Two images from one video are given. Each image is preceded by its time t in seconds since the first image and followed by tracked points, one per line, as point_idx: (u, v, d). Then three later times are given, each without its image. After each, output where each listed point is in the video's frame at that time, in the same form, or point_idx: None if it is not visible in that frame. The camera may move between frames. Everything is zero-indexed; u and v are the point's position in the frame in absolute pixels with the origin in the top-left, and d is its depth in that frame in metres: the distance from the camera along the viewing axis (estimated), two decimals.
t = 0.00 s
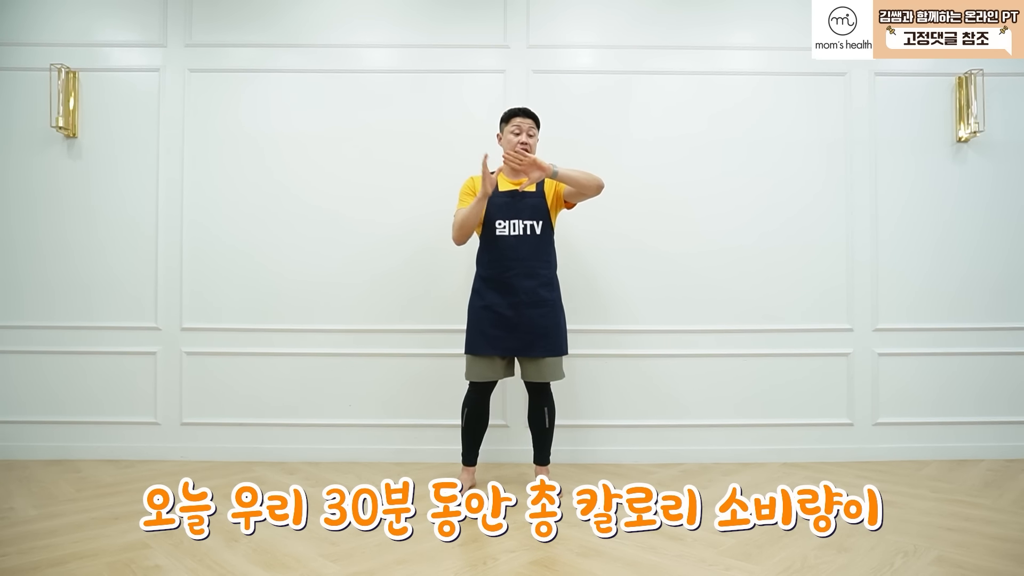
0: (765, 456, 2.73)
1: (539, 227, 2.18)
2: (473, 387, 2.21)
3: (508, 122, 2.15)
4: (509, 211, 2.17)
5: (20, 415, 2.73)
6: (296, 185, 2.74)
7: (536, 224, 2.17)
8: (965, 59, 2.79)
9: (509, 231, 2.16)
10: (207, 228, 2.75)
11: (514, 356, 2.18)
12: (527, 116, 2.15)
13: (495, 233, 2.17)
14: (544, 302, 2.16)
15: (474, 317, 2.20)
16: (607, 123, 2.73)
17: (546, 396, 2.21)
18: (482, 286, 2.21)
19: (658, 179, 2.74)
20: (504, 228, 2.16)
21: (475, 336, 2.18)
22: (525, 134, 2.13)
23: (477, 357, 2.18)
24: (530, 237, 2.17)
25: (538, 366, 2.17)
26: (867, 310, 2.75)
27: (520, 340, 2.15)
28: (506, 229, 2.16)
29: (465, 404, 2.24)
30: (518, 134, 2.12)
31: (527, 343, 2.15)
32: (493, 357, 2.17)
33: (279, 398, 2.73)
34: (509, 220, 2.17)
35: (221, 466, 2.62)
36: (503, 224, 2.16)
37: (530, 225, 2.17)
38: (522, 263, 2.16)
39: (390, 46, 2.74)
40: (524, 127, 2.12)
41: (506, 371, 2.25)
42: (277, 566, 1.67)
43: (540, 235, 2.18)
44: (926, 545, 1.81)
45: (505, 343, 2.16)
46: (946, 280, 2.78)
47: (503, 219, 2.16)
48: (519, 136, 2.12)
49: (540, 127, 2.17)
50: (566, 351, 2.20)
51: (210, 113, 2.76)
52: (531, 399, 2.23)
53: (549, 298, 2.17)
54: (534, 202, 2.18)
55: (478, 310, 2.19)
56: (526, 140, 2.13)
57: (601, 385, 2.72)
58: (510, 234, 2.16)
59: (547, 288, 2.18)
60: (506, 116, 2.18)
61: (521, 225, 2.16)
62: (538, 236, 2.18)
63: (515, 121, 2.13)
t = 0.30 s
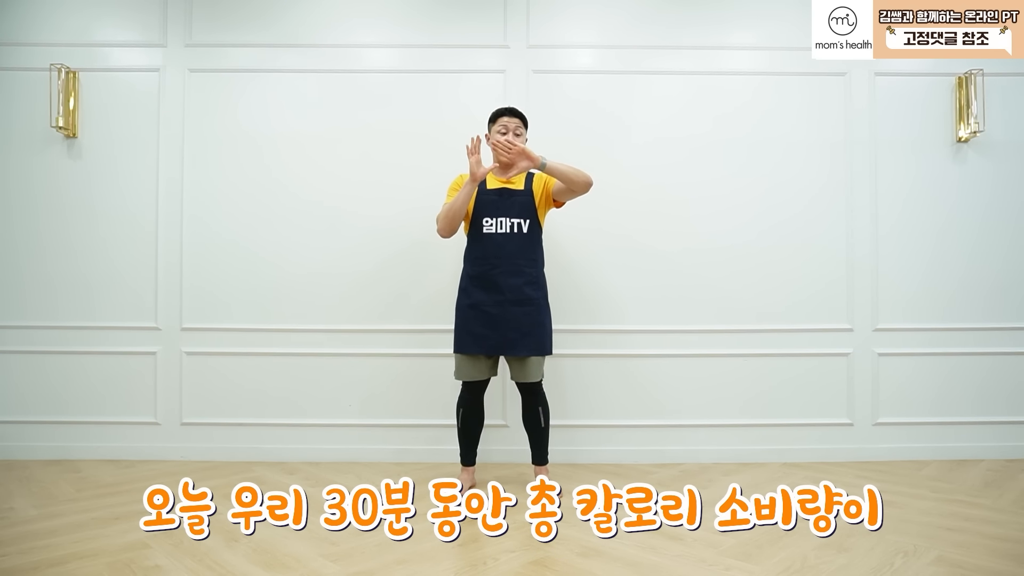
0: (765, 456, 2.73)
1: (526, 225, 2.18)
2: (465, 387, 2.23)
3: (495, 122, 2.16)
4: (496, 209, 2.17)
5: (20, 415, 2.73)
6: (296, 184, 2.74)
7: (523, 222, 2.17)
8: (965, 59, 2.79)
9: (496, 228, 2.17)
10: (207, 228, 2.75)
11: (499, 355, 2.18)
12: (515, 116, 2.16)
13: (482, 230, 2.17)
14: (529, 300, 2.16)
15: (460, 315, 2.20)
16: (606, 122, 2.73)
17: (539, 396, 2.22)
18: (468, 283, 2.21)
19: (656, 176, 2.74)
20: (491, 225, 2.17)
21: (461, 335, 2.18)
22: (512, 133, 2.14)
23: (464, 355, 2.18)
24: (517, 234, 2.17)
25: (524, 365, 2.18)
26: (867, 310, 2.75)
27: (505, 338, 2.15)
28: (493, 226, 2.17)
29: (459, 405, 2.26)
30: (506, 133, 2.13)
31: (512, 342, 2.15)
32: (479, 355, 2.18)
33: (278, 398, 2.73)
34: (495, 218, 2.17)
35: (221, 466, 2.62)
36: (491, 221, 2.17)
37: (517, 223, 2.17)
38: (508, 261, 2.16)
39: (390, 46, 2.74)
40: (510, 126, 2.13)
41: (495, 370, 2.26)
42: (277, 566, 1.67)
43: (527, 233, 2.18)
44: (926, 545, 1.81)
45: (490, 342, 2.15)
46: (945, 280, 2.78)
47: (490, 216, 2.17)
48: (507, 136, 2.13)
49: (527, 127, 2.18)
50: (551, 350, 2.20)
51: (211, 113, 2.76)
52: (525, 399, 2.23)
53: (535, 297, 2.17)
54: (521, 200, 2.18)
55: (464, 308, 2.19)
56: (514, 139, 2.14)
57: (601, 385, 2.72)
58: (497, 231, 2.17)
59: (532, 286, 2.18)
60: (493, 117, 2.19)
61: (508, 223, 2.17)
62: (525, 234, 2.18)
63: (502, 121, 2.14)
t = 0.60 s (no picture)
0: (765, 456, 2.73)
1: (518, 226, 2.18)
2: (459, 386, 2.23)
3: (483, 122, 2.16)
4: (489, 209, 2.17)
5: (20, 415, 2.73)
6: (295, 185, 2.74)
7: (516, 224, 2.17)
8: (965, 59, 2.79)
9: (488, 229, 2.17)
10: (207, 227, 2.75)
11: (490, 355, 2.18)
12: (502, 115, 2.16)
13: (474, 231, 2.17)
14: (521, 301, 2.16)
15: (451, 315, 2.20)
16: (605, 122, 2.73)
17: (535, 396, 2.21)
18: (459, 283, 2.21)
19: (655, 176, 2.74)
20: (483, 226, 2.17)
21: (453, 334, 2.18)
22: (499, 131, 2.14)
23: (456, 355, 2.19)
24: (509, 235, 2.17)
25: (515, 366, 2.18)
26: (867, 310, 2.75)
27: (497, 339, 2.15)
28: (485, 227, 2.17)
29: (455, 404, 2.26)
30: (493, 132, 2.13)
31: (503, 343, 2.15)
32: (470, 356, 2.18)
33: (278, 398, 2.73)
34: (488, 218, 2.17)
35: (221, 466, 2.62)
36: (483, 222, 2.17)
37: (509, 225, 2.17)
38: (500, 262, 2.16)
39: (390, 46, 2.74)
40: (497, 124, 2.13)
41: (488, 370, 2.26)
42: (277, 566, 1.67)
43: (520, 234, 2.18)
44: (926, 545, 1.81)
45: (481, 342, 2.15)
46: (945, 280, 2.78)
47: (482, 217, 2.17)
48: (494, 134, 2.13)
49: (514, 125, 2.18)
50: (542, 351, 2.21)
51: (210, 114, 2.75)
52: (521, 400, 2.23)
53: (526, 298, 2.17)
54: (514, 202, 2.18)
55: (455, 308, 2.19)
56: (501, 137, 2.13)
57: (601, 385, 2.72)
58: (489, 232, 2.17)
59: (524, 287, 2.18)
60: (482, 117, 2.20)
61: (500, 224, 2.17)
62: (517, 236, 2.18)
63: (490, 121, 2.14)
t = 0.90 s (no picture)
0: (765, 456, 2.73)
1: (518, 227, 2.18)
2: (458, 386, 2.23)
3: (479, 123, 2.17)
4: (488, 210, 2.17)
5: (20, 415, 2.73)
6: (295, 185, 2.74)
7: (515, 225, 2.18)
8: (966, 58, 2.79)
9: (488, 230, 2.17)
10: (207, 227, 2.75)
11: (489, 356, 2.18)
12: (496, 115, 2.16)
13: (473, 232, 2.17)
14: (520, 302, 2.16)
15: (450, 315, 2.20)
16: (604, 122, 2.73)
17: (535, 396, 2.22)
18: (458, 283, 2.21)
19: (655, 177, 2.74)
20: (483, 227, 2.16)
21: (452, 334, 2.18)
22: (493, 131, 2.13)
23: (455, 356, 2.19)
24: (509, 236, 2.17)
25: (515, 366, 2.18)
26: (867, 310, 2.75)
27: (496, 339, 2.15)
28: (484, 227, 2.16)
29: (455, 404, 2.27)
30: (487, 134, 2.13)
31: (502, 343, 2.15)
32: (469, 356, 2.18)
33: (278, 398, 2.73)
34: (487, 219, 2.17)
35: (221, 466, 2.62)
36: (482, 222, 2.16)
37: (509, 225, 2.17)
38: (499, 263, 2.16)
39: (391, 46, 2.74)
40: (491, 125, 2.13)
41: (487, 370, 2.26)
42: (277, 566, 1.67)
43: (519, 235, 2.19)
44: (926, 545, 1.81)
45: (480, 342, 2.15)
46: (945, 280, 2.78)
47: (482, 218, 2.16)
48: (488, 135, 2.12)
49: (508, 124, 2.17)
50: (541, 352, 2.21)
51: (210, 114, 2.76)
52: (521, 400, 2.23)
53: (526, 299, 2.17)
54: (514, 202, 2.18)
55: (454, 307, 2.18)
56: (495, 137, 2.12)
57: (601, 385, 2.72)
58: (489, 233, 2.17)
59: (523, 288, 2.18)
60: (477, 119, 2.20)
61: (500, 225, 2.17)
62: (516, 237, 2.18)
63: (484, 122, 2.15)
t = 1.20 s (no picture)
0: (765, 456, 2.73)
1: (525, 227, 2.17)
2: (465, 386, 2.24)
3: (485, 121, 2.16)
4: (494, 211, 2.16)
5: (20, 415, 2.73)
6: (295, 185, 2.74)
7: (522, 224, 2.17)
8: (966, 58, 2.79)
9: (495, 231, 2.16)
10: (207, 228, 2.75)
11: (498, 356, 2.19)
12: (501, 114, 2.16)
13: (480, 233, 2.17)
14: (528, 302, 2.16)
15: (458, 316, 2.21)
16: (605, 122, 2.73)
17: (540, 396, 2.22)
18: (466, 285, 2.21)
19: (656, 176, 2.74)
20: (490, 228, 2.16)
21: (460, 335, 2.19)
22: (499, 130, 2.13)
23: (463, 356, 2.20)
24: (516, 236, 2.17)
25: (524, 366, 2.18)
26: (867, 310, 2.75)
27: (504, 340, 2.16)
28: (491, 228, 2.16)
29: (459, 403, 2.26)
30: (492, 132, 2.12)
31: (511, 343, 2.16)
32: (478, 357, 2.19)
33: (279, 398, 2.73)
34: (494, 220, 2.16)
35: (221, 467, 2.62)
36: (488, 223, 2.16)
37: (516, 225, 2.17)
38: (507, 263, 2.16)
39: (391, 46, 2.74)
40: (495, 124, 2.12)
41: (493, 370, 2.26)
42: (277, 566, 1.67)
43: (526, 235, 2.17)
44: (926, 545, 1.81)
45: (489, 343, 2.16)
46: (945, 280, 2.78)
47: (489, 219, 2.16)
48: (493, 134, 2.12)
49: (514, 122, 2.16)
50: (549, 352, 2.21)
51: (210, 114, 2.76)
52: (525, 400, 2.23)
53: (534, 299, 2.17)
54: (521, 202, 2.17)
55: (462, 308, 2.19)
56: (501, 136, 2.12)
57: (601, 385, 2.72)
58: (495, 233, 2.16)
59: (531, 288, 2.18)
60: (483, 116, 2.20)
61: (507, 225, 2.16)
62: (523, 236, 2.17)
63: (489, 121, 2.15)
